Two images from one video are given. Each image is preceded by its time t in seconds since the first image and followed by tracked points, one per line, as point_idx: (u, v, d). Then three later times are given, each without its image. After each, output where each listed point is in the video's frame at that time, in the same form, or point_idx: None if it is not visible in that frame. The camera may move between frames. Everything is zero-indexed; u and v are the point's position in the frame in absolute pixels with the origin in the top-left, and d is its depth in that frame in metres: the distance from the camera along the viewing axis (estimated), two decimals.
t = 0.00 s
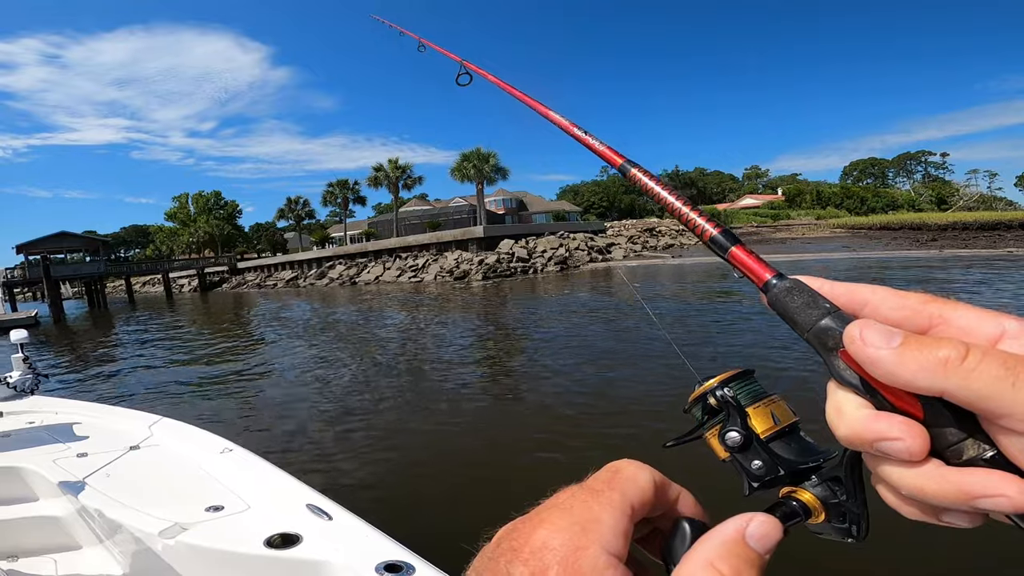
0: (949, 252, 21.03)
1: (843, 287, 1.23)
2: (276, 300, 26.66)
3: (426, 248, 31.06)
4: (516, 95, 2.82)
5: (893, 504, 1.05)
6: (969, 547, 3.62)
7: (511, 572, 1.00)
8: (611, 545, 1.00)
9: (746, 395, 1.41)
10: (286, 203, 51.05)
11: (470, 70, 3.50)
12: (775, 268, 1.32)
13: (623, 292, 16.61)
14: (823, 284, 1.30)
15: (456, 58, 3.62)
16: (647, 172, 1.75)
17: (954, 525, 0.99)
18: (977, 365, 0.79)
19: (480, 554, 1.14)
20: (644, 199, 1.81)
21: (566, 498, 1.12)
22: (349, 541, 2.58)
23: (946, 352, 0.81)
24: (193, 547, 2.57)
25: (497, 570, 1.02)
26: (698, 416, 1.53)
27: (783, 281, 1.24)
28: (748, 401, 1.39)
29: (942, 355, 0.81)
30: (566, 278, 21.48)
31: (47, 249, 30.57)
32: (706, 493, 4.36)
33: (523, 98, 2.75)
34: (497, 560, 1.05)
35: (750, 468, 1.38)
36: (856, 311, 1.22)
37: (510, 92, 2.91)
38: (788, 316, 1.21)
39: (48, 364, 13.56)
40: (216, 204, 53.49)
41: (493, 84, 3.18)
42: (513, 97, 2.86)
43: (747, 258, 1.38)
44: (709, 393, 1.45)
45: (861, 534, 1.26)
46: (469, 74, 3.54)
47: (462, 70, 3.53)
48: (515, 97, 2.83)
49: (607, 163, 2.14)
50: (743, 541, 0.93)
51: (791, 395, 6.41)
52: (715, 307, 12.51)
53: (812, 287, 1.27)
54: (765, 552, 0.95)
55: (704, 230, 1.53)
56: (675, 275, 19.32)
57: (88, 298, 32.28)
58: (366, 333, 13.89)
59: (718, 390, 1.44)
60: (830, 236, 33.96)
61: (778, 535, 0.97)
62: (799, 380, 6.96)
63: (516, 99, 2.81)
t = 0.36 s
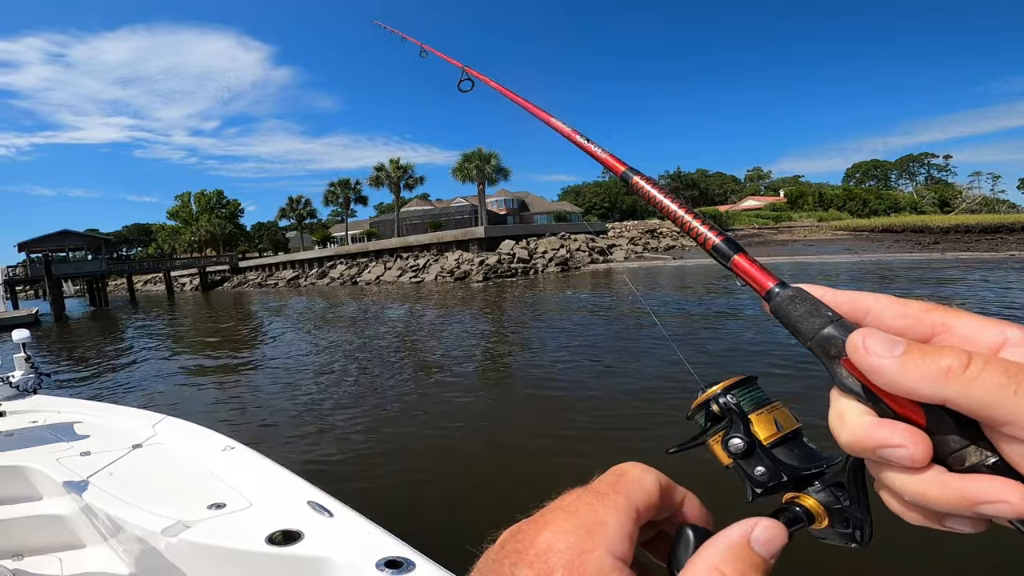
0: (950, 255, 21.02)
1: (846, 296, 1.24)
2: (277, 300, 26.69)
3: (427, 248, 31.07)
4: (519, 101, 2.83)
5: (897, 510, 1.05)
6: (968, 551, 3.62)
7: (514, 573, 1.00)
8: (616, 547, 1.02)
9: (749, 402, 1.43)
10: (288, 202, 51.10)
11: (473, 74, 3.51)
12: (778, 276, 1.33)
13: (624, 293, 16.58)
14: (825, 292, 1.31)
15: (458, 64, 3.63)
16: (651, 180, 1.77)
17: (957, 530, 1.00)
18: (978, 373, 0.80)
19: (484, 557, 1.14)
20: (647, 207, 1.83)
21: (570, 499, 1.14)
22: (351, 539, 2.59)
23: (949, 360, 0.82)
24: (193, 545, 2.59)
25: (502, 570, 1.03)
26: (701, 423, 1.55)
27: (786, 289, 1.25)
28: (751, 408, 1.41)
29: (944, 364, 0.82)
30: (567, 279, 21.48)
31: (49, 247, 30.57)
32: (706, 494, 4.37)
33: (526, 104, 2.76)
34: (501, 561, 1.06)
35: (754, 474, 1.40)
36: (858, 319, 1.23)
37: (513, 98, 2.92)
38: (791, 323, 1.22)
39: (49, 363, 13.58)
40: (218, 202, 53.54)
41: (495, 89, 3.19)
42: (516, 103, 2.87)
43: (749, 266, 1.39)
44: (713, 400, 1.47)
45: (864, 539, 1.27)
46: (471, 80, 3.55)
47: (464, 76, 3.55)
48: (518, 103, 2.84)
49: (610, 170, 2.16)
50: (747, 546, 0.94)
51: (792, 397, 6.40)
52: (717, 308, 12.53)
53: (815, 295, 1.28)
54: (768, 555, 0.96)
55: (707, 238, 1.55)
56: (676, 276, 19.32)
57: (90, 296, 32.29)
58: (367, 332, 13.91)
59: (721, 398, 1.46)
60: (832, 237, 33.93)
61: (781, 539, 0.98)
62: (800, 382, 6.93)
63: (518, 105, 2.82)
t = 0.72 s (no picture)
0: (962, 272, 20.82)
1: (851, 314, 1.23)
2: (284, 306, 26.83)
3: (434, 257, 31.15)
4: (522, 117, 2.85)
5: (905, 524, 1.04)
6: (977, 565, 3.55)
7: None
8: (624, 557, 1.01)
9: (756, 417, 1.43)
10: (298, 210, 51.52)
11: (476, 88, 3.54)
12: (784, 295, 1.33)
13: (630, 305, 16.54)
14: (831, 309, 1.30)
15: (462, 78, 3.67)
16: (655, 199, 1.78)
17: (965, 545, 0.98)
18: (986, 395, 0.79)
19: (490, 562, 1.13)
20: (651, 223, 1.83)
21: (578, 505, 1.13)
22: (352, 543, 2.58)
23: (955, 380, 0.82)
24: (193, 547, 2.59)
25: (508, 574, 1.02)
26: (709, 439, 1.55)
27: (792, 308, 1.24)
28: (758, 424, 1.41)
29: (951, 384, 0.81)
30: (574, 291, 21.45)
31: (61, 250, 30.92)
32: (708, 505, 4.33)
33: (530, 119, 2.78)
34: (508, 565, 1.05)
35: (761, 488, 1.38)
36: (865, 337, 1.22)
37: (517, 112, 2.94)
38: (797, 343, 1.22)
39: (57, 365, 13.69)
40: (229, 208, 54.05)
41: (499, 104, 3.22)
42: (519, 118, 2.89)
43: (755, 286, 1.39)
44: (721, 417, 1.47)
45: (874, 552, 1.26)
46: (474, 94, 3.58)
47: (467, 90, 3.58)
48: (522, 118, 2.86)
49: (615, 188, 2.16)
50: (754, 554, 0.94)
51: (799, 411, 6.32)
52: (724, 323, 12.46)
53: (820, 313, 1.28)
54: (773, 565, 0.95)
55: (712, 257, 1.55)
56: (684, 290, 19.25)
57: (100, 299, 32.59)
58: (372, 339, 13.94)
59: (729, 415, 1.45)
60: (842, 253, 33.71)
61: (788, 551, 0.98)
62: (808, 397, 6.85)
63: (522, 120, 2.84)
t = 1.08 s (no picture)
0: (963, 271, 20.81)
1: (840, 312, 1.26)
2: (284, 309, 26.85)
3: (434, 259, 31.15)
4: (514, 121, 2.89)
5: (899, 520, 1.06)
6: (975, 561, 3.55)
7: None
8: (637, 564, 1.02)
9: (751, 416, 1.45)
10: (298, 213, 51.56)
11: (469, 94, 3.58)
12: (774, 294, 1.36)
13: (630, 306, 16.55)
14: (820, 308, 1.33)
15: (455, 83, 3.71)
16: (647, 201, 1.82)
17: (958, 540, 1.00)
18: (971, 389, 0.81)
19: (506, 568, 1.16)
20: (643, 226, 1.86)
21: (592, 515, 1.15)
22: (354, 545, 2.58)
23: (941, 375, 0.85)
24: (196, 548, 2.59)
25: None
26: (705, 437, 1.58)
27: (782, 307, 1.27)
28: (752, 423, 1.43)
29: (937, 380, 0.84)
30: (574, 292, 21.46)
31: (61, 253, 30.94)
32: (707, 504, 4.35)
33: (522, 123, 2.81)
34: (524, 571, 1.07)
35: (758, 487, 1.41)
36: (854, 334, 1.24)
37: (509, 117, 2.97)
38: (788, 340, 1.24)
39: (58, 367, 13.74)
40: (229, 211, 54.10)
41: (492, 109, 3.26)
42: (511, 122, 2.92)
43: (745, 285, 1.43)
44: (715, 415, 1.50)
45: (871, 549, 1.27)
46: (468, 99, 3.61)
47: (461, 96, 3.62)
48: (514, 122, 2.89)
49: (607, 190, 2.19)
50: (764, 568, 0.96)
51: (799, 412, 6.32)
52: (724, 323, 12.47)
53: (810, 311, 1.31)
54: None
55: (704, 257, 1.58)
56: (684, 291, 19.25)
57: (100, 302, 32.63)
58: (373, 341, 13.96)
59: (723, 413, 1.48)
60: (842, 253, 33.69)
61: (798, 560, 0.99)
62: (807, 398, 6.85)
63: (514, 124, 2.87)
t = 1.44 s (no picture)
0: (963, 266, 20.84)
1: (835, 313, 1.29)
2: (285, 315, 26.86)
3: (434, 263, 31.17)
4: (512, 126, 2.93)
5: (899, 518, 1.08)
6: (975, 559, 3.57)
7: None
8: (639, 567, 1.05)
9: (749, 417, 1.48)
10: (297, 219, 51.64)
11: (468, 99, 3.62)
12: (771, 295, 1.39)
13: (631, 307, 16.58)
14: (816, 309, 1.36)
15: (454, 88, 3.74)
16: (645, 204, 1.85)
17: (958, 537, 1.02)
18: (967, 387, 0.84)
19: (512, 568, 1.19)
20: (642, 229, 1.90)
21: (599, 522, 1.19)
22: (361, 552, 2.60)
23: (937, 373, 0.87)
24: (205, 554, 2.62)
25: None
26: (705, 439, 1.61)
27: (779, 308, 1.30)
28: (752, 423, 1.46)
29: (932, 378, 0.87)
30: (574, 294, 21.48)
31: (62, 262, 30.98)
32: (709, 504, 4.38)
33: (521, 127, 2.85)
34: (530, 572, 1.11)
35: (757, 487, 1.44)
36: (850, 334, 1.27)
37: (508, 121, 3.01)
38: (784, 341, 1.28)
39: (61, 376, 13.77)
40: (229, 217, 54.17)
41: (490, 113, 3.29)
42: (509, 127, 2.96)
43: (742, 287, 1.46)
44: (715, 416, 1.52)
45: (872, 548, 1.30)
46: (466, 104, 3.66)
47: (459, 100, 3.65)
48: (512, 127, 2.93)
49: (605, 193, 2.22)
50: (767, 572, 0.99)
51: (801, 411, 6.33)
52: (724, 323, 12.50)
53: (807, 312, 1.34)
54: None
55: (701, 259, 1.61)
56: (684, 291, 19.28)
57: (101, 311, 32.66)
58: (375, 346, 13.98)
59: (722, 413, 1.51)
60: (842, 250, 33.72)
61: (799, 561, 1.02)
62: (809, 397, 6.86)
63: (512, 129, 2.91)
